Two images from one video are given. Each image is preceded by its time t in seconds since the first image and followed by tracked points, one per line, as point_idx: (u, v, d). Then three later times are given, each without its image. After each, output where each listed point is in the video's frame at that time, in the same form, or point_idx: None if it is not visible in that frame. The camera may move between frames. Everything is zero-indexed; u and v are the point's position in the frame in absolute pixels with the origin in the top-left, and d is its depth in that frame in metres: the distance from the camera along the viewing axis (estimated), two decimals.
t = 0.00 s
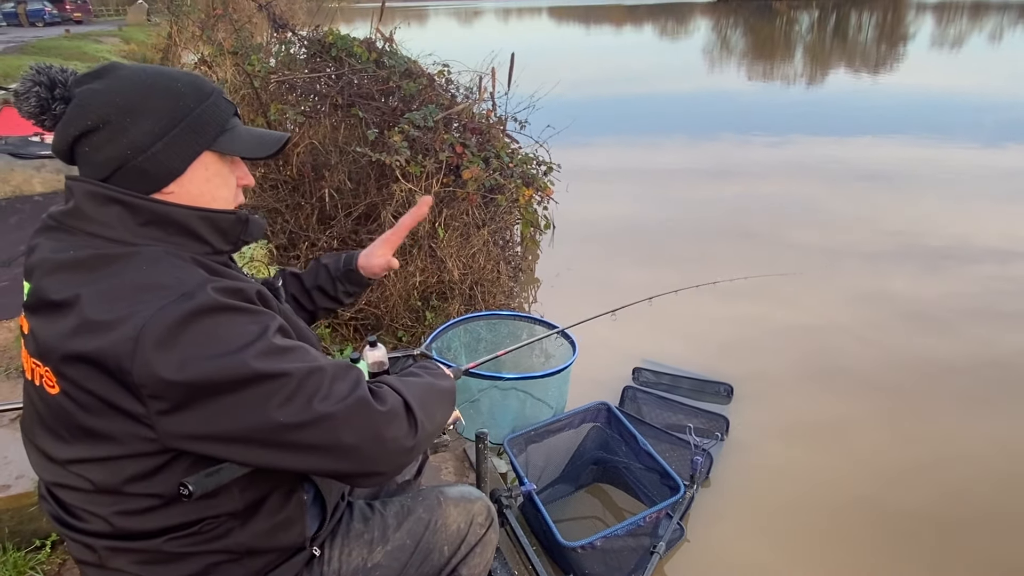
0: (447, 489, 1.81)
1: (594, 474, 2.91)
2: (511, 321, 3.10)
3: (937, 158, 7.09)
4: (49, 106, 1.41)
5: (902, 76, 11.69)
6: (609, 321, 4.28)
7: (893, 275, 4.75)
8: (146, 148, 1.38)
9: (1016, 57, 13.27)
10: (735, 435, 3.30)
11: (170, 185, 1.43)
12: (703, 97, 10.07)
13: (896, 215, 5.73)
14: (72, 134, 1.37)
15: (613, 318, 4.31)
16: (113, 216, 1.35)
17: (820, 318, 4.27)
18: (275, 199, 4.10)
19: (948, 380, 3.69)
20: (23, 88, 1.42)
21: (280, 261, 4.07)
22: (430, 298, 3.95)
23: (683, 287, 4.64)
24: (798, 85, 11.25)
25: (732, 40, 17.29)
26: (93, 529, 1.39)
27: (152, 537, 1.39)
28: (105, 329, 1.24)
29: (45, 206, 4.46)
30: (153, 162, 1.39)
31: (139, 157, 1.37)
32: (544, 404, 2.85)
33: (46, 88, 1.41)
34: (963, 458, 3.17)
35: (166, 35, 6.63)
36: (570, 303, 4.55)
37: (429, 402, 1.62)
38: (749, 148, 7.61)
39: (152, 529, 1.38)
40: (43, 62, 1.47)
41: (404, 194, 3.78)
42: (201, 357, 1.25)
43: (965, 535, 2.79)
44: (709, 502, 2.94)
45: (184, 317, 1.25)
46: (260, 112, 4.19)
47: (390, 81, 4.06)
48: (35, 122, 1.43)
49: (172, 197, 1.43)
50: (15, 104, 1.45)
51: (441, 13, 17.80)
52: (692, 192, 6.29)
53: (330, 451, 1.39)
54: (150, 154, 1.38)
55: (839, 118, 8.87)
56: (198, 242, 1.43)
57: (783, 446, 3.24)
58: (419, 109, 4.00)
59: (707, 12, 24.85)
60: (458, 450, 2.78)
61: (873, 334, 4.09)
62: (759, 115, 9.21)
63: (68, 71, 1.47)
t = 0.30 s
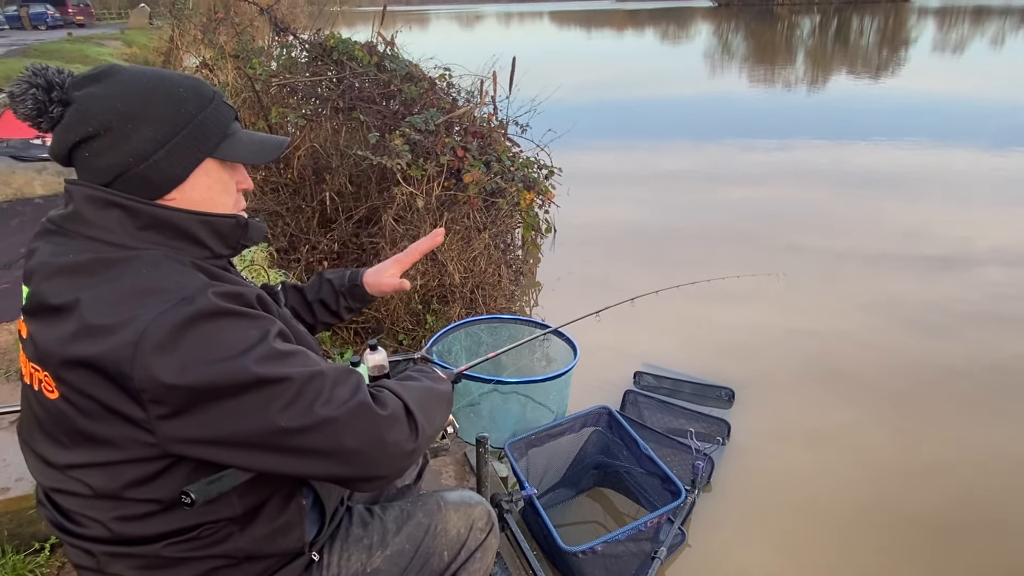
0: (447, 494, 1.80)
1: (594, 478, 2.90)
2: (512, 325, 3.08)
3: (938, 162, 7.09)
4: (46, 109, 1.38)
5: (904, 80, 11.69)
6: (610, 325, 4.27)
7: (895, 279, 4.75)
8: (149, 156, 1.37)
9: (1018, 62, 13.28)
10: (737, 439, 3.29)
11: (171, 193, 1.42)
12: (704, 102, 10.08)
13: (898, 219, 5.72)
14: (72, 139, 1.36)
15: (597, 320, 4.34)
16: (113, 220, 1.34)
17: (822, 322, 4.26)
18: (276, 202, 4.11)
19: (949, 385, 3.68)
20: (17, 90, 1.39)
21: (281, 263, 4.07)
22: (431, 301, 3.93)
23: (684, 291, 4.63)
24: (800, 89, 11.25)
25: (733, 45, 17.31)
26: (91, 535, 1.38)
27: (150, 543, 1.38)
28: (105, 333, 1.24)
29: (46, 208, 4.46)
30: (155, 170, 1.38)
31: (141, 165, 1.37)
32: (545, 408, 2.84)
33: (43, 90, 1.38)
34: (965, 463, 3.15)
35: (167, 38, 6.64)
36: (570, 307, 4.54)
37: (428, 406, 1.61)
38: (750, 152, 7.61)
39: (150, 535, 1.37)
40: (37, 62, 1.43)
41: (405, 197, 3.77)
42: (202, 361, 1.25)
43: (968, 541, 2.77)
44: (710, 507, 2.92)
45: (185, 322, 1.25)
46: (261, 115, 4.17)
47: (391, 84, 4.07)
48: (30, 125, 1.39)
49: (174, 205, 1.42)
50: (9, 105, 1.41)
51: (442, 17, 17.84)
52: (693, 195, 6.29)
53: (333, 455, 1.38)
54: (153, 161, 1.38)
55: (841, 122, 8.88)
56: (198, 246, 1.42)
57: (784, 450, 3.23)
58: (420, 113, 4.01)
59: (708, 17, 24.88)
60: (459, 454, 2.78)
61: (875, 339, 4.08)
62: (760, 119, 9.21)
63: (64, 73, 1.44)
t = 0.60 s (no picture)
0: (448, 497, 1.80)
1: (595, 481, 2.90)
2: (512, 328, 3.09)
3: (938, 165, 7.10)
4: (50, 114, 1.39)
5: (903, 83, 11.70)
6: (611, 328, 4.28)
7: (895, 281, 4.75)
8: (155, 161, 1.38)
9: (1018, 65, 13.28)
10: (738, 441, 3.29)
11: (177, 197, 1.42)
12: (703, 104, 10.10)
13: (898, 221, 5.73)
14: (77, 144, 1.37)
15: (578, 315, 4.48)
16: (117, 224, 1.34)
17: (822, 324, 4.26)
18: (277, 205, 4.11)
19: (950, 388, 3.68)
20: (20, 95, 1.40)
21: (282, 266, 4.07)
22: (432, 304, 3.94)
23: (684, 294, 4.64)
24: (799, 92, 11.26)
25: (733, 48, 17.34)
26: (95, 538, 1.38)
27: (153, 545, 1.38)
28: (112, 335, 1.24)
29: (48, 212, 4.47)
30: (162, 175, 1.39)
31: (148, 169, 1.37)
32: (546, 411, 2.84)
33: (45, 94, 1.39)
34: (966, 466, 3.15)
35: (168, 42, 6.66)
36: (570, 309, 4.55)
37: (431, 405, 1.61)
38: (750, 154, 7.63)
39: (154, 538, 1.37)
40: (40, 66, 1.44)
41: (405, 200, 3.77)
42: (209, 362, 1.25)
43: (969, 543, 2.77)
44: (711, 509, 2.93)
45: (192, 323, 1.25)
46: (262, 119, 4.18)
47: (392, 88, 4.08)
48: (33, 129, 1.40)
49: (180, 209, 1.42)
50: (11, 109, 1.42)
51: (442, 21, 17.87)
52: (693, 198, 6.30)
53: (339, 453, 1.38)
54: (160, 166, 1.38)
55: (840, 125, 8.90)
56: (201, 248, 1.42)
57: (785, 453, 3.23)
58: (421, 116, 4.02)
59: (708, 19, 24.91)
60: (459, 457, 2.78)
61: (875, 341, 4.08)
62: (760, 121, 9.22)
63: (66, 77, 1.45)
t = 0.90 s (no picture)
0: (449, 498, 1.81)
1: (596, 483, 2.91)
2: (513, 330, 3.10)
3: (938, 167, 7.11)
4: (59, 121, 1.35)
5: (903, 85, 11.73)
6: (612, 330, 4.29)
7: (896, 283, 4.76)
8: (179, 168, 1.40)
9: (1017, 66, 13.29)
10: (738, 443, 3.30)
11: (197, 202, 1.45)
12: (704, 107, 10.13)
13: (898, 223, 5.74)
14: (96, 153, 1.36)
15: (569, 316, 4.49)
16: (123, 226, 1.35)
17: (823, 326, 4.27)
18: (279, 208, 4.11)
19: (950, 389, 3.69)
20: (24, 102, 1.34)
21: (283, 269, 4.06)
22: (433, 306, 3.95)
23: (685, 296, 4.65)
24: (799, 95, 11.28)
25: (734, 51, 17.38)
26: (100, 537, 1.39)
27: (158, 544, 1.39)
28: (119, 334, 1.25)
29: (50, 215, 4.49)
30: (186, 181, 1.41)
31: (173, 176, 1.40)
32: (546, 412, 2.85)
33: (54, 101, 1.35)
34: (966, 467, 3.16)
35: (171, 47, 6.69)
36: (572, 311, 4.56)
37: (432, 402, 1.62)
38: (750, 157, 7.64)
39: (158, 536, 1.38)
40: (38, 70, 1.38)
41: (406, 203, 3.79)
42: (215, 360, 1.26)
43: (968, 544, 2.78)
44: (712, 511, 2.93)
45: (198, 322, 1.26)
46: (263, 122, 4.20)
47: (393, 92, 4.08)
48: (39, 137, 1.35)
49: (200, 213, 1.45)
50: (15, 116, 1.37)
51: (443, 24, 17.93)
52: (693, 200, 6.32)
53: (344, 450, 1.39)
54: (183, 173, 1.41)
55: (841, 127, 8.91)
56: (205, 249, 1.43)
57: (786, 454, 3.24)
58: (421, 119, 4.04)
59: (708, 22, 24.96)
60: (461, 459, 2.79)
61: (876, 342, 4.09)
62: (759, 124, 9.24)
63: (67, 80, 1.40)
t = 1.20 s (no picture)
0: (450, 500, 1.81)
1: (597, 484, 2.90)
2: (513, 330, 3.10)
3: (938, 167, 7.12)
4: (49, 126, 1.39)
5: (903, 86, 11.74)
6: (612, 331, 4.28)
7: (896, 283, 4.76)
8: (153, 171, 1.38)
9: (1017, 66, 13.32)
10: (739, 444, 3.30)
11: (176, 205, 1.44)
12: (704, 108, 10.13)
13: (898, 223, 5.74)
14: (76, 156, 1.37)
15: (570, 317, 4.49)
16: (121, 229, 1.34)
17: (824, 327, 4.27)
18: (279, 210, 4.09)
19: (950, 389, 3.68)
20: (20, 109, 1.40)
21: (283, 271, 4.03)
22: (434, 308, 3.95)
23: (685, 297, 4.65)
24: (799, 95, 11.28)
25: (734, 52, 17.41)
26: (101, 541, 1.39)
27: (159, 548, 1.38)
28: (120, 339, 1.24)
29: (50, 218, 4.49)
30: (160, 185, 1.40)
31: (146, 180, 1.38)
32: (546, 413, 2.84)
33: (45, 107, 1.39)
34: (966, 467, 3.16)
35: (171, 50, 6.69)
36: (572, 312, 4.56)
37: (433, 400, 1.62)
38: (750, 158, 7.65)
39: (159, 539, 1.37)
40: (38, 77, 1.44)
41: (406, 204, 3.79)
42: (217, 363, 1.26)
43: (969, 544, 2.77)
44: (714, 511, 2.93)
45: (199, 326, 1.26)
46: (263, 125, 4.20)
47: (392, 93, 4.10)
48: (35, 142, 1.40)
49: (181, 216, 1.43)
50: (12, 122, 1.42)
51: (443, 26, 17.93)
52: (694, 201, 6.32)
53: (348, 449, 1.39)
54: (157, 176, 1.39)
55: (840, 128, 8.92)
56: (204, 253, 1.42)
57: (787, 454, 3.24)
58: (421, 121, 4.05)
59: (708, 24, 24.97)
60: (461, 460, 2.78)
61: (877, 342, 4.09)
62: (759, 125, 9.24)
63: (65, 88, 1.44)
